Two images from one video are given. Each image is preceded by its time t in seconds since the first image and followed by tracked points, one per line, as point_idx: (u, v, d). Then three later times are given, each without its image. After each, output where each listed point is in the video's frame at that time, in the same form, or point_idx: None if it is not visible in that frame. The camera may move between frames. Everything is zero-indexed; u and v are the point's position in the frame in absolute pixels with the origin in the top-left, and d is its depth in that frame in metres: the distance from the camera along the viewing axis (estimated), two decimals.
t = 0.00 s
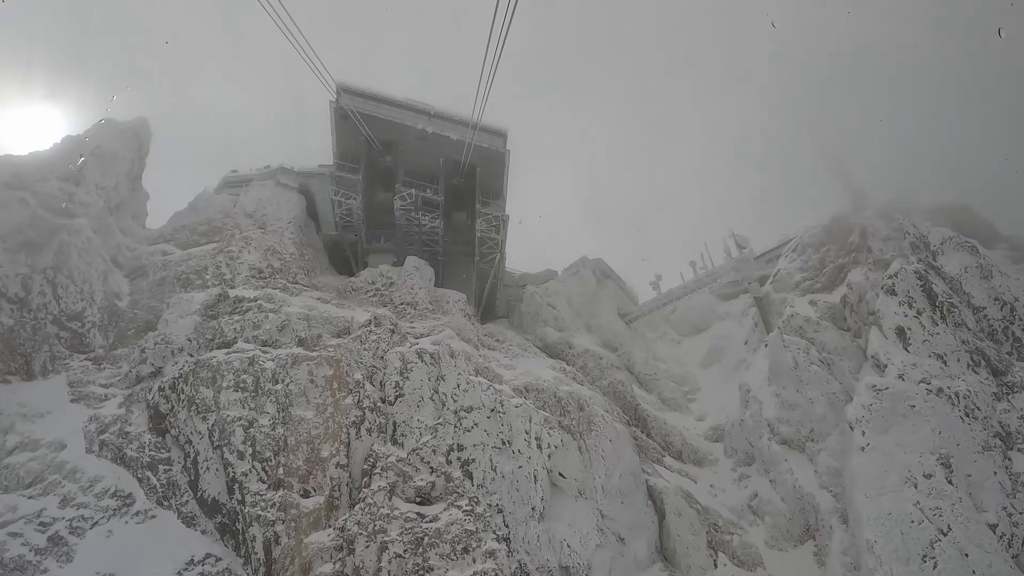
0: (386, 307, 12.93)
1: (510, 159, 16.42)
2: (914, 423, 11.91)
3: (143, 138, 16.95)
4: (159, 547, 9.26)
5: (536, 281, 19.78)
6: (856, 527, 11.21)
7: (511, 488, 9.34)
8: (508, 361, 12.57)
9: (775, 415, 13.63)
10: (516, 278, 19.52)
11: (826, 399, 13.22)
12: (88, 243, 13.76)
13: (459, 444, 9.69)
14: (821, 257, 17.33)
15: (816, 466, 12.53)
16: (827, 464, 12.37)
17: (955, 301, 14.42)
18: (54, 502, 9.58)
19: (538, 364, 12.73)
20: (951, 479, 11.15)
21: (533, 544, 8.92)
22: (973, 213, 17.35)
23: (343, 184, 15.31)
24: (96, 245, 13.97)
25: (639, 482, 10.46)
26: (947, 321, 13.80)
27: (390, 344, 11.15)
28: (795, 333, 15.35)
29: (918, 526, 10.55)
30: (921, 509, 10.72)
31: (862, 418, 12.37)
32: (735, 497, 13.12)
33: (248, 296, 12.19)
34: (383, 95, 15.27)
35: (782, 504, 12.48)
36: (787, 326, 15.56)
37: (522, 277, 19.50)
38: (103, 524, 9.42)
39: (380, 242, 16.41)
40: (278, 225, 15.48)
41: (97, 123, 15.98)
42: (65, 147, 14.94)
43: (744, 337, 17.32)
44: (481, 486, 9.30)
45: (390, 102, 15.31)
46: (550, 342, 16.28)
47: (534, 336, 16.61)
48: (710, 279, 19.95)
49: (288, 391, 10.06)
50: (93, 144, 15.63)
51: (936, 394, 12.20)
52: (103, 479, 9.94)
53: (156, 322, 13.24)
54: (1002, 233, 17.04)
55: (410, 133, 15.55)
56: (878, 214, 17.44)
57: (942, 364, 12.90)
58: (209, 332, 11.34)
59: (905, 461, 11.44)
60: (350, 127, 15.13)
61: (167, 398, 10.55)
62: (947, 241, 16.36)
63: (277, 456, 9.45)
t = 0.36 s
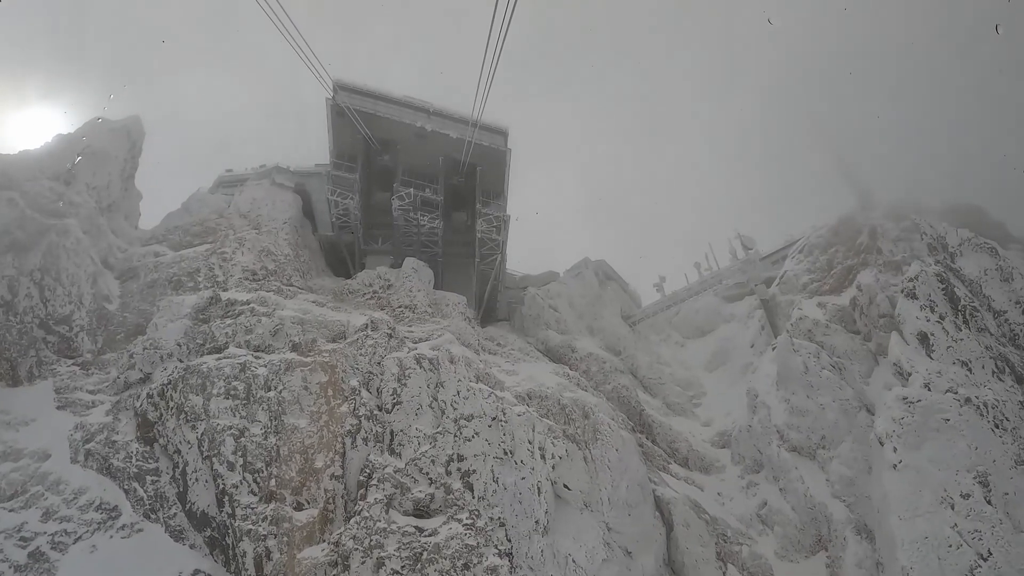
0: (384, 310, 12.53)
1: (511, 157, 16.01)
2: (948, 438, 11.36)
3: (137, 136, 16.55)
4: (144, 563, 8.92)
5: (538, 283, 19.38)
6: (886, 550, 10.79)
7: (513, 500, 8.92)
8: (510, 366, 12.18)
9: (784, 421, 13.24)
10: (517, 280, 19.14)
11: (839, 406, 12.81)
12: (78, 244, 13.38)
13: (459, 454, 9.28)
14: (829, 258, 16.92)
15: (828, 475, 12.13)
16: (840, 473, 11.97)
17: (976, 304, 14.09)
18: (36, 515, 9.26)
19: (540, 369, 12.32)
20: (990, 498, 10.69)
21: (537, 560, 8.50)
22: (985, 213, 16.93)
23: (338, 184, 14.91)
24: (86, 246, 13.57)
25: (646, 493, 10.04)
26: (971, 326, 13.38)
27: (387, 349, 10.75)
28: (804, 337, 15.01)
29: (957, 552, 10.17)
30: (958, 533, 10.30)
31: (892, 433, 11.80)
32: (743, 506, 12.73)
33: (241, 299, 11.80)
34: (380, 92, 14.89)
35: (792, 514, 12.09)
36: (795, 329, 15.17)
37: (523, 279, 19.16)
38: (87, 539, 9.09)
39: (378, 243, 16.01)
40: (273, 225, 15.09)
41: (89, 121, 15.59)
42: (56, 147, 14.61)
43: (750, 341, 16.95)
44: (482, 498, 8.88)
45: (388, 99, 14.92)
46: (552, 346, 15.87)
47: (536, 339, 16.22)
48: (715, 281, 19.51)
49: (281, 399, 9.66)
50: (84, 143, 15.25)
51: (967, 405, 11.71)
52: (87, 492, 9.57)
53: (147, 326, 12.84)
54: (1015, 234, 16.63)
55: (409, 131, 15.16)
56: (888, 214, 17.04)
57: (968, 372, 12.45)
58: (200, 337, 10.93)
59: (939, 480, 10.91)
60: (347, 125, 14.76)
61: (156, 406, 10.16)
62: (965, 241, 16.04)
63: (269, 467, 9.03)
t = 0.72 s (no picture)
0: (381, 313, 12.14)
1: (512, 156, 15.62)
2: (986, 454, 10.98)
3: (130, 134, 16.19)
4: None
5: (539, 284, 19.00)
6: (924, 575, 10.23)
7: (516, 513, 8.52)
8: (512, 371, 11.80)
9: (794, 428, 12.88)
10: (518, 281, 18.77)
11: (852, 412, 12.40)
12: (67, 244, 12.97)
13: (459, 465, 8.87)
14: (837, 260, 16.54)
15: (840, 484, 11.75)
16: (853, 482, 11.59)
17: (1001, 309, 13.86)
18: (16, 529, 8.83)
19: (543, 374, 11.93)
20: None
21: None
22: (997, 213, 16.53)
23: (335, 183, 14.54)
24: (75, 247, 13.15)
25: (654, 505, 9.63)
26: (996, 332, 13.25)
27: (384, 354, 10.34)
28: (814, 339, 14.54)
29: None
30: (1001, 558, 9.93)
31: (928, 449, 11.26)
32: (752, 515, 12.34)
33: (233, 302, 11.41)
34: (378, 89, 14.52)
35: (803, 524, 11.69)
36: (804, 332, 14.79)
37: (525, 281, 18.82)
38: (70, 554, 8.72)
39: (375, 244, 15.62)
40: (267, 224, 14.70)
41: (81, 117, 15.16)
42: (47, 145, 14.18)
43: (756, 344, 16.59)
44: (483, 511, 8.47)
45: (386, 96, 14.55)
46: (554, 349, 15.47)
47: (537, 342, 15.84)
48: (720, 283, 19.09)
49: (273, 406, 9.25)
50: (75, 141, 14.81)
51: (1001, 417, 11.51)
52: (70, 504, 9.18)
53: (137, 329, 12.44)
54: None
55: (408, 129, 14.77)
56: (897, 214, 16.65)
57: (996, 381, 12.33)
58: (190, 341, 10.52)
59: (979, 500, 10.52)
60: (343, 122, 14.40)
61: (144, 414, 9.76)
62: (983, 243, 15.39)
63: (260, 478, 8.64)
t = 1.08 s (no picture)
0: (379, 317, 11.78)
1: (513, 155, 15.24)
2: None
3: (122, 133, 15.81)
4: None
5: (541, 286, 18.62)
6: None
7: (519, 527, 8.12)
8: (513, 377, 11.43)
9: (803, 435, 12.52)
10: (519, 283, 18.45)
11: (864, 420, 12.03)
12: (56, 245, 12.56)
13: (460, 476, 8.50)
14: (846, 262, 16.17)
15: (853, 494, 11.40)
16: (866, 492, 11.24)
17: None
18: None
19: (545, 380, 11.57)
20: None
21: None
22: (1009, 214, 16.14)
23: (331, 181, 13.98)
24: (64, 247, 12.73)
25: (662, 518, 9.25)
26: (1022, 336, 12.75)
27: (381, 360, 9.96)
28: (823, 344, 14.35)
29: None
30: None
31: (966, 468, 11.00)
32: (761, 524, 11.96)
33: (226, 305, 11.04)
34: (377, 86, 14.16)
35: (814, 535, 11.32)
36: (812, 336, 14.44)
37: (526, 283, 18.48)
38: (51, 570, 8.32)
39: (373, 245, 15.26)
40: (262, 224, 14.32)
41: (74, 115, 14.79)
42: (37, 142, 13.72)
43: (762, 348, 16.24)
44: (484, 525, 8.10)
45: (385, 93, 14.18)
46: (556, 353, 15.09)
47: (539, 346, 15.48)
48: (726, 285, 18.72)
49: (266, 415, 8.86)
50: (66, 139, 14.36)
51: None
52: (53, 517, 8.80)
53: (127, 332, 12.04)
54: None
55: (407, 127, 14.40)
56: (907, 216, 16.28)
57: None
58: (180, 345, 10.13)
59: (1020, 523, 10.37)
60: (341, 119, 14.04)
61: (131, 422, 9.38)
62: (1004, 246, 14.89)
63: (251, 490, 8.22)
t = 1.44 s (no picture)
0: (377, 320, 11.42)
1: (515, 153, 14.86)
2: None
3: (115, 131, 15.42)
4: None
5: (542, 288, 18.25)
6: None
7: (522, 542, 7.76)
8: (515, 383, 11.06)
9: (813, 441, 12.15)
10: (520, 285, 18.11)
11: (878, 427, 11.65)
12: (44, 245, 12.17)
13: (460, 488, 8.15)
14: (854, 263, 15.83)
15: (866, 503, 11.07)
16: (880, 502, 10.89)
17: None
18: None
19: (549, 386, 11.23)
20: None
21: None
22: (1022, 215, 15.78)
23: (328, 179, 13.61)
24: (52, 247, 12.32)
25: (671, 531, 8.88)
26: None
27: (378, 365, 9.60)
28: (832, 348, 13.94)
29: None
30: None
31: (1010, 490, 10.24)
32: (770, 534, 11.57)
33: (218, 308, 10.68)
34: (375, 82, 13.81)
35: (825, 545, 10.98)
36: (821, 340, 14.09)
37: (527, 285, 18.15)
38: None
39: (372, 245, 14.89)
40: (257, 224, 13.94)
41: (64, 112, 14.39)
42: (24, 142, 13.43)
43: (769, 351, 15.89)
44: (485, 540, 7.74)
45: (383, 90, 13.83)
46: (558, 356, 14.71)
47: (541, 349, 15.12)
48: (731, 287, 18.34)
49: (258, 423, 8.49)
50: (55, 137, 14.02)
51: None
52: (35, 530, 8.42)
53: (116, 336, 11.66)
54: None
55: (407, 125, 14.04)
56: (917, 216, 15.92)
57: None
58: (169, 350, 9.75)
59: None
60: (339, 116, 13.70)
61: (118, 430, 9.00)
62: None
63: (242, 503, 7.84)
